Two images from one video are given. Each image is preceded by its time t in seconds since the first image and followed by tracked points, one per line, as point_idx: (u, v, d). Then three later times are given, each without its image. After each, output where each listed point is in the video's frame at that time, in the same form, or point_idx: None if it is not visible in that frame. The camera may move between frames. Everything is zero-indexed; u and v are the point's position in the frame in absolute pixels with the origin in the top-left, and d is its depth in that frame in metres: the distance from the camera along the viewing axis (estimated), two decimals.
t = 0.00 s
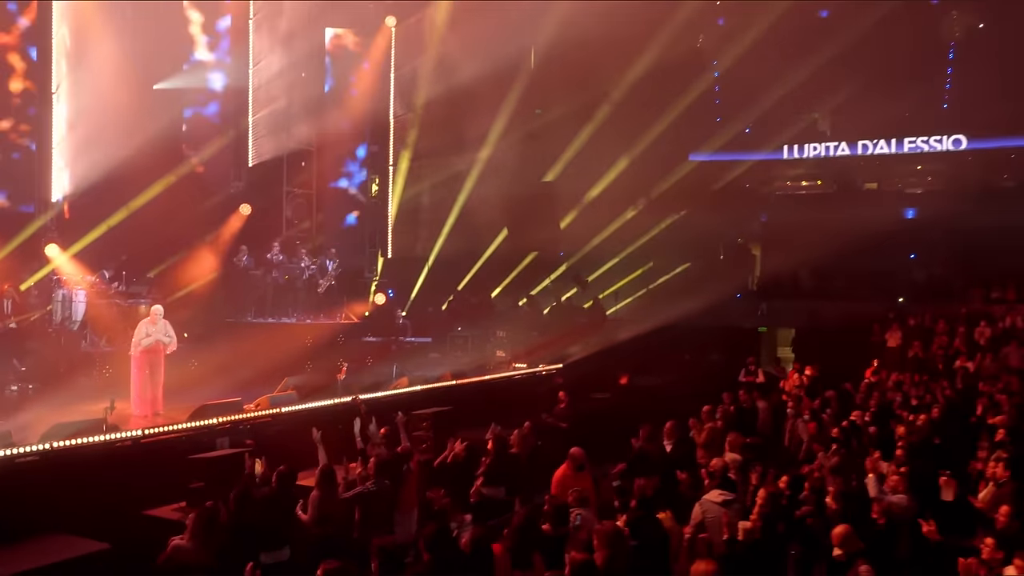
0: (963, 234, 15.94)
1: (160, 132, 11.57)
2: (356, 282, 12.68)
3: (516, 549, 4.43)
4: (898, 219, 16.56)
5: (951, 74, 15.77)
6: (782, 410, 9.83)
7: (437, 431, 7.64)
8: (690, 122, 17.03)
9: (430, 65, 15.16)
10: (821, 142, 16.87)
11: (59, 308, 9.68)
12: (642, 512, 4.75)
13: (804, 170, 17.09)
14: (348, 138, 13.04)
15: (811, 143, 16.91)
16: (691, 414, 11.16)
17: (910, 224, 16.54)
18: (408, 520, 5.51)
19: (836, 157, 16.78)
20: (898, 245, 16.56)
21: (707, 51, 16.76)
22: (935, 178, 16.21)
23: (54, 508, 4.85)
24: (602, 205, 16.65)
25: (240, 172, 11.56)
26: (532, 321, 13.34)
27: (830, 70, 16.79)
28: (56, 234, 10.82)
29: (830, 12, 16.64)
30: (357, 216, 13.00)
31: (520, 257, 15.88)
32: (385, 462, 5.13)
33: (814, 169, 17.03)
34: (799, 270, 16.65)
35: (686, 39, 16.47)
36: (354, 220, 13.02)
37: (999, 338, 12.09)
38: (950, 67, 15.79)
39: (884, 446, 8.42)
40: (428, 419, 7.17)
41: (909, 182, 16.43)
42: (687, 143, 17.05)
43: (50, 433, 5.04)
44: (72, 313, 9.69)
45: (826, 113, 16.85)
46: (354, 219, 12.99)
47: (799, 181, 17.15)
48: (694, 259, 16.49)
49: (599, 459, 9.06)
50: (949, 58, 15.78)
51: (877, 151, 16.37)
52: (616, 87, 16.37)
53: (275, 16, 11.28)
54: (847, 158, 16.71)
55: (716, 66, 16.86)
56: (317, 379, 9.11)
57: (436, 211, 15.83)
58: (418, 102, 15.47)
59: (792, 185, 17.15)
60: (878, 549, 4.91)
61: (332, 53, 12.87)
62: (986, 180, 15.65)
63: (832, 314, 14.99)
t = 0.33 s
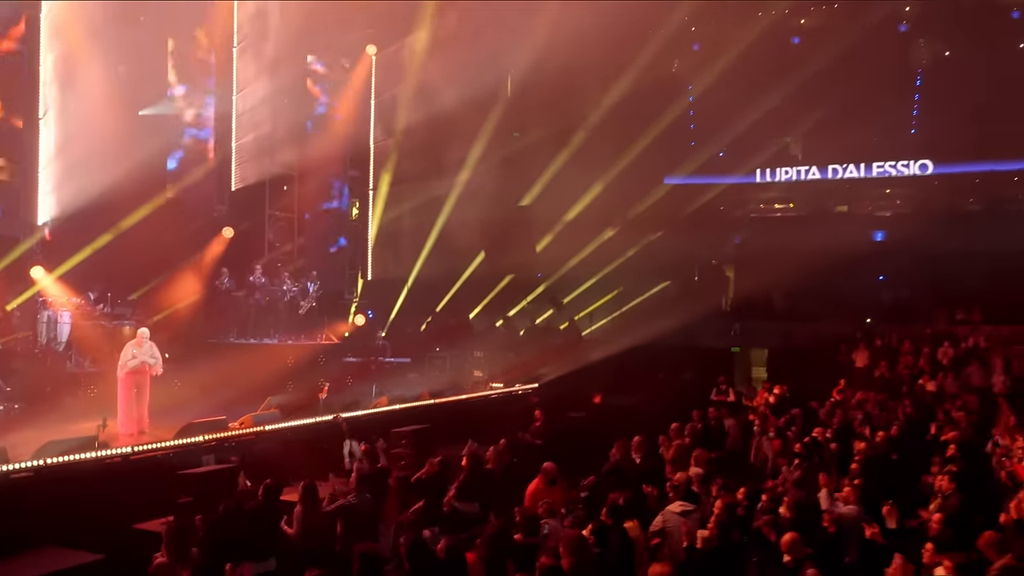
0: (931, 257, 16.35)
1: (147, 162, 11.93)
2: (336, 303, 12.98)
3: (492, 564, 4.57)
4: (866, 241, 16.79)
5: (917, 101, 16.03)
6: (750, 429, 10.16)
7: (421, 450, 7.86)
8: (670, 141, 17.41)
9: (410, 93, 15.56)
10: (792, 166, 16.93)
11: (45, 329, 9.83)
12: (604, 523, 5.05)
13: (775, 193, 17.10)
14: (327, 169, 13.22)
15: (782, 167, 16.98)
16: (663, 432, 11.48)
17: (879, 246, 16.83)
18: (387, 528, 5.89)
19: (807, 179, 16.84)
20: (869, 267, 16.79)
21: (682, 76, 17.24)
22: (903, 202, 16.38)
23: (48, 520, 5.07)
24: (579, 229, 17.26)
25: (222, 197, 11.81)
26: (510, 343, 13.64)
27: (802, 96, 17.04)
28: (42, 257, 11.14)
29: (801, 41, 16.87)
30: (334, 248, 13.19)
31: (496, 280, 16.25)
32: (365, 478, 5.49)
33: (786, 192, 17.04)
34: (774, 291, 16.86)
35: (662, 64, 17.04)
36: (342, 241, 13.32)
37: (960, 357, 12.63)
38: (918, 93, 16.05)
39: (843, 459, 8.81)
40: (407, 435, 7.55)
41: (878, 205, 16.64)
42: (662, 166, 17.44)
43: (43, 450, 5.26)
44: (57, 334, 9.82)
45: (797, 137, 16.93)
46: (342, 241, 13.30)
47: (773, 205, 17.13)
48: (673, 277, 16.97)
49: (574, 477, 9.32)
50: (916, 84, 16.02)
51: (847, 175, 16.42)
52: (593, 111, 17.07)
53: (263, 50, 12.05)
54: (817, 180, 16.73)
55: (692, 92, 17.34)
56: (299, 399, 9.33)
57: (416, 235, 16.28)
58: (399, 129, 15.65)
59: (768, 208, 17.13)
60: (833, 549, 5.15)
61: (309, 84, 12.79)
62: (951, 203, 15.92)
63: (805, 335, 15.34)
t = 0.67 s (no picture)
0: (901, 277, 16.88)
1: (134, 185, 12.02)
2: (316, 323, 13.26)
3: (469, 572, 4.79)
4: (836, 262, 17.36)
5: (886, 125, 17.04)
6: (719, 445, 10.49)
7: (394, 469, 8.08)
8: (643, 164, 18.33)
9: (391, 119, 16.12)
10: (765, 189, 17.96)
11: (29, 349, 10.01)
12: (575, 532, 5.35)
13: (749, 215, 18.04)
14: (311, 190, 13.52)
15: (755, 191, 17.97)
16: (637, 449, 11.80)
17: (848, 267, 17.32)
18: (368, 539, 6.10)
19: (779, 203, 17.89)
20: (839, 289, 17.24)
21: (658, 100, 18.22)
22: (874, 224, 17.32)
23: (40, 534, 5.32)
24: (556, 249, 17.40)
25: (205, 219, 12.59)
26: (486, 363, 13.80)
27: (778, 118, 17.89)
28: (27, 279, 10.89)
29: (774, 66, 17.84)
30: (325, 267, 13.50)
31: (474, 300, 16.26)
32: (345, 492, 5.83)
33: (760, 213, 18.02)
34: (749, 313, 17.15)
35: (638, 89, 18.08)
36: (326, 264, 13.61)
37: (925, 376, 12.93)
38: (887, 118, 17.04)
39: (807, 473, 9.18)
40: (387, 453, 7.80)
41: (850, 227, 17.51)
42: (636, 188, 18.36)
43: (37, 467, 5.48)
44: (42, 354, 10.05)
45: (772, 157, 17.90)
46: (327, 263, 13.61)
47: (746, 228, 17.99)
48: (650, 296, 17.04)
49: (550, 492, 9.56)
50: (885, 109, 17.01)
51: (817, 199, 17.56)
52: (567, 141, 17.75)
53: (247, 75, 12.50)
54: (789, 203, 17.86)
55: (666, 115, 18.30)
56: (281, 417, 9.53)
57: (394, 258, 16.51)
58: (379, 153, 16.14)
59: (742, 231, 17.96)
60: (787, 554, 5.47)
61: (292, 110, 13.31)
62: (921, 227, 16.83)
63: (772, 358, 15.37)
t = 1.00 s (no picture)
0: (866, 295, 18.03)
1: (119, 206, 11.94)
2: (295, 339, 13.41)
3: None
4: (807, 281, 18.47)
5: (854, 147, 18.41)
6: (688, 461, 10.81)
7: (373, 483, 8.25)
8: (620, 183, 19.04)
9: (370, 144, 16.22)
10: (736, 210, 18.86)
11: (11, 367, 10.01)
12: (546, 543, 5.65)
13: (722, 233, 19.01)
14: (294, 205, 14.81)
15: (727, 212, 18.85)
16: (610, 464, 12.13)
17: (817, 286, 18.46)
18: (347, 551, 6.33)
19: (749, 223, 18.79)
20: (808, 306, 18.44)
21: (632, 121, 18.99)
22: (842, 244, 18.36)
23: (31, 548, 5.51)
24: (532, 266, 17.70)
25: (186, 240, 12.86)
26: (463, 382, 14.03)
27: (752, 138, 18.97)
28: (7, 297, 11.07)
29: (745, 88, 18.86)
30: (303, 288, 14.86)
31: (449, 319, 16.47)
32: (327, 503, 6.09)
33: (732, 232, 18.97)
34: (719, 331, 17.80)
35: (616, 109, 18.72)
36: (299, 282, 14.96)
37: (888, 395, 13.07)
38: (854, 139, 18.44)
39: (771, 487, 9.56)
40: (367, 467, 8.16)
41: (820, 247, 18.49)
42: (611, 207, 18.97)
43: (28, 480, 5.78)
44: (24, 373, 10.04)
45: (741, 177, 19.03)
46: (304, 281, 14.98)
47: (719, 247, 18.96)
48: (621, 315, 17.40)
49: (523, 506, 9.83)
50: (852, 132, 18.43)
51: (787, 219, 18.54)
52: (545, 158, 18.06)
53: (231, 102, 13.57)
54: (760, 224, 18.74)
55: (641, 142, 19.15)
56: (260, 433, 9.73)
57: (367, 278, 16.64)
58: (359, 175, 16.21)
59: (714, 249, 18.94)
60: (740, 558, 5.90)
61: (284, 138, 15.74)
62: (887, 246, 17.95)
63: (747, 374, 15.43)
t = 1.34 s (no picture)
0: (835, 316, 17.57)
1: (103, 228, 12.25)
2: (274, 358, 13.31)
3: None
4: (776, 300, 18.24)
5: (824, 169, 18.45)
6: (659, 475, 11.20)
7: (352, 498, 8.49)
8: (596, 201, 19.16)
9: (350, 164, 17.47)
10: (707, 230, 18.32)
11: None
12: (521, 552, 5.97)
13: (695, 253, 18.28)
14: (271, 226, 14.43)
15: (699, 231, 18.32)
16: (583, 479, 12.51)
17: (788, 305, 18.26)
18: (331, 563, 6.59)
19: (721, 243, 18.15)
20: (777, 324, 18.54)
21: (606, 142, 19.44)
22: (812, 264, 17.61)
23: (24, 562, 5.73)
24: (510, 284, 18.21)
25: (168, 260, 13.17)
26: (440, 399, 14.29)
27: (723, 163, 19.00)
28: None
29: (718, 109, 19.07)
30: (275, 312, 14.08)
31: (427, 338, 17.11)
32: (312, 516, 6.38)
33: (704, 252, 18.25)
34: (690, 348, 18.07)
35: (589, 131, 19.30)
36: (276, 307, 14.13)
37: (856, 411, 13.44)
38: (823, 162, 18.52)
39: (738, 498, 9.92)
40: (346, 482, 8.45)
41: (789, 266, 17.81)
42: (585, 228, 18.88)
43: (20, 498, 6.02)
44: (6, 390, 10.22)
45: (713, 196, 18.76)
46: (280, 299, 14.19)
47: (693, 266, 18.24)
48: (596, 336, 17.97)
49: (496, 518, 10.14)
50: (821, 154, 18.59)
51: (757, 239, 17.89)
52: (524, 177, 18.62)
53: (215, 126, 13.69)
54: (733, 244, 18.06)
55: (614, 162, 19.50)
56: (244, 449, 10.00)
57: (345, 298, 17.21)
58: (338, 195, 17.35)
59: (688, 268, 18.24)
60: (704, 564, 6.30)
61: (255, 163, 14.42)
62: (855, 266, 17.19)
63: (716, 391, 15.86)
